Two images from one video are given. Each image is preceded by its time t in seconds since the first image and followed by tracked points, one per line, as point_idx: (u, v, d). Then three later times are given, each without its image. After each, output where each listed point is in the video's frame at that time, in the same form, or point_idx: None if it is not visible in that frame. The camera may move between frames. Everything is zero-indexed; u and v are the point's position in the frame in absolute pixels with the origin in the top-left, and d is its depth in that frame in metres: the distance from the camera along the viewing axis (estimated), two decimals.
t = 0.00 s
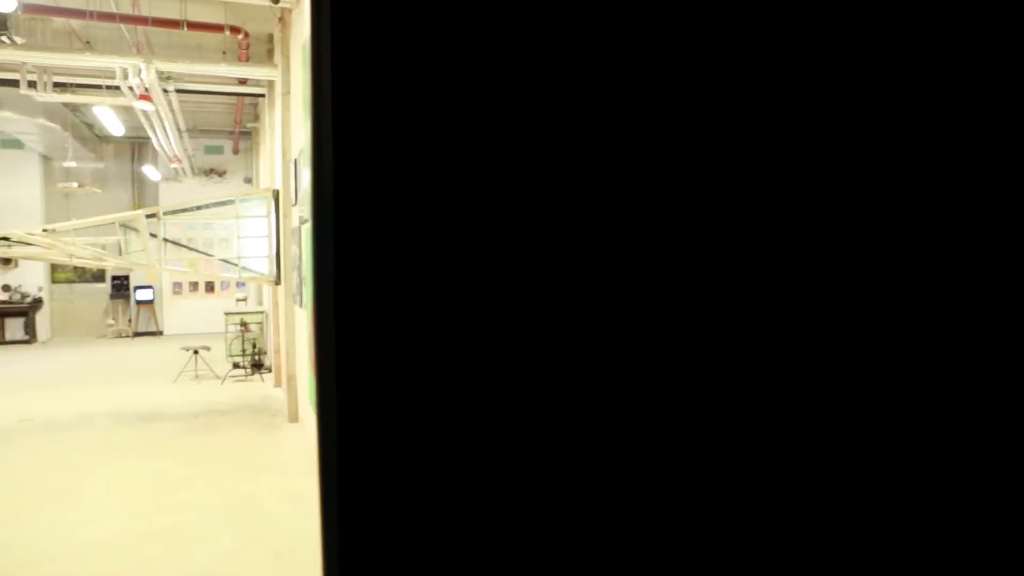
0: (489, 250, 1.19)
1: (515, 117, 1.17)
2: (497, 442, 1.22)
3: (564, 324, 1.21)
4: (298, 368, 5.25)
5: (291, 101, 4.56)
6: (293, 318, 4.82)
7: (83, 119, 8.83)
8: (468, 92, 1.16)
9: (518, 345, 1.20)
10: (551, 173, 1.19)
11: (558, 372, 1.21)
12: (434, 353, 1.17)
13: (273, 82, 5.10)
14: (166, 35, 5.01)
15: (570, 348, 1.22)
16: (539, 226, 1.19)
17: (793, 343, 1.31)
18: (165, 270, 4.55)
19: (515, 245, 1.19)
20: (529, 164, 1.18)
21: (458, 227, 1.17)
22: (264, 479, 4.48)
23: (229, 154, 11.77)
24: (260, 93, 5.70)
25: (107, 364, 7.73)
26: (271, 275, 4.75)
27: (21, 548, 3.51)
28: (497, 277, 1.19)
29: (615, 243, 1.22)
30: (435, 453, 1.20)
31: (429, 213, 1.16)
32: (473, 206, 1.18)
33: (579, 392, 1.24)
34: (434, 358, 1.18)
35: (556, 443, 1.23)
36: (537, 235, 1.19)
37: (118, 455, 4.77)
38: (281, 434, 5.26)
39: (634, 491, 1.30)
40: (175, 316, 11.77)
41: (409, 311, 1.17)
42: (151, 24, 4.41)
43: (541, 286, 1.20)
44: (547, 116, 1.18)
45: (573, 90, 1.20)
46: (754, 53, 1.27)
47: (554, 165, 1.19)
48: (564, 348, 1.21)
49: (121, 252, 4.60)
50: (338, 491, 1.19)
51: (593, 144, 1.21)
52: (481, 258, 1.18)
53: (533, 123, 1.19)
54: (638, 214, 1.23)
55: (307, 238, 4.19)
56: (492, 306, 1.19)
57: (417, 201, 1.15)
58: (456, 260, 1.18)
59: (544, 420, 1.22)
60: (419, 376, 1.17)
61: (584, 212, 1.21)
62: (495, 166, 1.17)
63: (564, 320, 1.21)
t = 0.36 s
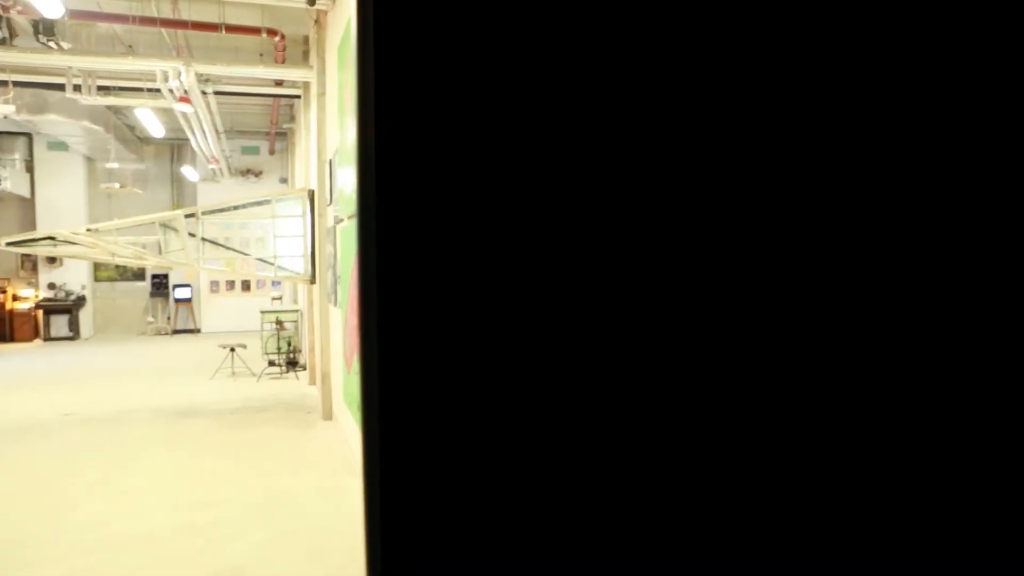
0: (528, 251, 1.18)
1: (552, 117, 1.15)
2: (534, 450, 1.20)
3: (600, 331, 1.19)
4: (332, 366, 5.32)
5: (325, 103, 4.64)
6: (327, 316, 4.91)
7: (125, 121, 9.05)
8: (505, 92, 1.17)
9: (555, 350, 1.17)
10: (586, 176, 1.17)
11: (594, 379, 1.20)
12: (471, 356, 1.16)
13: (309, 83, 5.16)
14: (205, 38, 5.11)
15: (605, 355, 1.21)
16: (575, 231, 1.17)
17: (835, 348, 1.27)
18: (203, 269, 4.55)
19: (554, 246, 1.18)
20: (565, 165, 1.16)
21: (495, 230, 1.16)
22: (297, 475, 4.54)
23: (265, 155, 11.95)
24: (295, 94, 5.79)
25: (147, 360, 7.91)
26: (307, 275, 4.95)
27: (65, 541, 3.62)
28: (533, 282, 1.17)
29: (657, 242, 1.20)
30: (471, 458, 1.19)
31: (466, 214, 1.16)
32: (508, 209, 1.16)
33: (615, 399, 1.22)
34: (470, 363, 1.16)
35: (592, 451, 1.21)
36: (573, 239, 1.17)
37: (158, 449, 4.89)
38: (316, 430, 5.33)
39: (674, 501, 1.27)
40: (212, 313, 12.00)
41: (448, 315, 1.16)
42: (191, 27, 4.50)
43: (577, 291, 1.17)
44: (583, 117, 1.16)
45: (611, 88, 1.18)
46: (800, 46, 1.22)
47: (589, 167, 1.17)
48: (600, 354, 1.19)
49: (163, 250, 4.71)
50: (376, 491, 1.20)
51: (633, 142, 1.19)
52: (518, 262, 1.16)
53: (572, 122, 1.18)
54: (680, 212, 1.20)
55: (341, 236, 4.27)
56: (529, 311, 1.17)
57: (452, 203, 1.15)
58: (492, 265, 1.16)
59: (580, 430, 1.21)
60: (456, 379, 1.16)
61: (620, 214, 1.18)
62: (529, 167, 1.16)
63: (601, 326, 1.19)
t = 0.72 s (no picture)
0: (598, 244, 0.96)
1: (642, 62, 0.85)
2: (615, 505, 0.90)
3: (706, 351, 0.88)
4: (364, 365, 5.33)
5: (359, 104, 4.67)
6: (360, 315, 4.94)
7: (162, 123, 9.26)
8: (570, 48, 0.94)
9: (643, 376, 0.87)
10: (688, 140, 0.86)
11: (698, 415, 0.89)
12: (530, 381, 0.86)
13: (342, 84, 5.20)
14: (240, 40, 5.18)
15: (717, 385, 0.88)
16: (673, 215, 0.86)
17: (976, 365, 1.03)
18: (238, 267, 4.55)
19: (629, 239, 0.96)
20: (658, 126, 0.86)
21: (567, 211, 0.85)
22: (328, 474, 4.56)
23: (298, 156, 12.11)
24: (328, 96, 5.84)
25: (183, 358, 8.06)
26: (339, 274, 5.01)
27: (101, 538, 3.67)
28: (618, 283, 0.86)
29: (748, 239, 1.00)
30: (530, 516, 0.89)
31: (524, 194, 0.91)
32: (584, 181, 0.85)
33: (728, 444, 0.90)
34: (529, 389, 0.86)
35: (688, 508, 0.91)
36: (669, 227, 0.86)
37: (192, 445, 4.95)
38: (347, 430, 5.33)
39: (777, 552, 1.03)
40: (246, 312, 12.16)
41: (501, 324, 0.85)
42: (227, 30, 4.57)
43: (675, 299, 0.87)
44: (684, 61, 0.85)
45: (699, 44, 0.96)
46: None
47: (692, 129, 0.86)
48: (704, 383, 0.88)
49: (198, 250, 4.75)
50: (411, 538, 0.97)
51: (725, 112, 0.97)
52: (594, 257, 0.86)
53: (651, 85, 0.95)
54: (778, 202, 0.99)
55: (374, 236, 4.32)
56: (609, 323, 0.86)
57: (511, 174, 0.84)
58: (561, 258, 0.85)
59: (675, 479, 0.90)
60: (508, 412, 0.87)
61: (734, 196, 0.87)
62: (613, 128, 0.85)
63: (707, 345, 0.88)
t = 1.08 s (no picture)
0: (620, 254, 1.10)
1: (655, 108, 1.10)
2: (631, 458, 1.13)
3: (701, 332, 1.12)
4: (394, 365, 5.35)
5: (390, 105, 4.73)
6: (391, 315, 4.96)
7: (196, 125, 9.44)
8: (601, 81, 1.09)
9: (654, 353, 1.12)
10: (688, 168, 1.11)
11: (695, 383, 1.13)
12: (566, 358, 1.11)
13: (373, 86, 5.25)
14: (273, 43, 5.26)
15: (707, 360, 1.13)
16: (676, 228, 1.11)
17: (956, 354, 1.17)
18: (271, 268, 4.59)
19: (648, 250, 1.11)
20: (665, 157, 1.11)
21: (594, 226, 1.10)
22: (358, 472, 4.60)
23: (330, 156, 12.24)
24: (360, 97, 5.90)
25: (217, 356, 8.19)
26: (370, 274, 5.01)
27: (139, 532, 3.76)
28: (630, 282, 1.11)
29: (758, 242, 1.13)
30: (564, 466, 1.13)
31: (558, 212, 1.09)
32: (606, 204, 1.10)
33: (719, 406, 1.14)
34: (566, 365, 1.11)
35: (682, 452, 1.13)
36: (674, 236, 1.11)
37: (226, 441, 5.04)
38: (379, 427, 5.41)
39: (778, 516, 1.17)
40: (279, 311, 12.29)
41: (540, 316, 1.10)
42: (261, 32, 4.64)
43: (677, 291, 1.12)
44: (686, 106, 1.11)
45: (708, 77, 1.11)
46: (906, 32, 1.15)
47: (691, 160, 1.11)
48: (701, 358, 1.13)
49: (232, 250, 4.80)
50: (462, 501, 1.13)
51: (730, 138, 1.12)
52: (616, 260, 1.10)
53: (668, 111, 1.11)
54: (780, 212, 1.13)
55: (405, 236, 4.38)
56: (626, 312, 1.11)
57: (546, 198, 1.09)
58: (591, 262, 1.10)
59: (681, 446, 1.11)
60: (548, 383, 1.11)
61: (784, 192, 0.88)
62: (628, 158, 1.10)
63: (703, 328, 1.12)
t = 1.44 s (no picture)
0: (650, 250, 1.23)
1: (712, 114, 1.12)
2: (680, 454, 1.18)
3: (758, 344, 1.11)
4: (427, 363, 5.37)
5: (423, 105, 4.77)
6: (424, 314, 5.00)
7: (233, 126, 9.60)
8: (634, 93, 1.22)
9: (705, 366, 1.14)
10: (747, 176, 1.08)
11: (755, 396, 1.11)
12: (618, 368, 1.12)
13: (406, 86, 5.30)
14: (309, 45, 5.34)
15: (745, 348, 1.27)
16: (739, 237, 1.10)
17: (973, 342, 1.28)
18: (306, 267, 4.63)
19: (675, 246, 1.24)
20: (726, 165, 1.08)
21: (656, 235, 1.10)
22: (392, 469, 4.64)
23: (363, 156, 12.37)
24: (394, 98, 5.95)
25: (253, 354, 8.32)
26: (404, 272, 5.04)
27: (178, 523, 3.86)
28: (670, 279, 1.24)
29: (767, 245, 1.25)
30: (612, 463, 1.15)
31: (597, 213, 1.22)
32: (643, 210, 1.23)
33: (746, 399, 1.26)
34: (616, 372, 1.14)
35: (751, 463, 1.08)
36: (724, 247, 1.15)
37: (262, 436, 5.14)
38: (412, 425, 5.44)
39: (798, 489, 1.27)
40: (313, 310, 12.41)
41: (573, 314, 1.26)
42: (296, 34, 4.71)
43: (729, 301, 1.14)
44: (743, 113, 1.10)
45: (719, 92, 1.24)
46: (944, 27, 1.27)
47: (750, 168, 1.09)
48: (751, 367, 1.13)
49: (269, 249, 4.88)
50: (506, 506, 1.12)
51: (752, 148, 1.24)
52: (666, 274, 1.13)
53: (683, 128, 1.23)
54: (795, 214, 1.25)
55: (438, 236, 4.41)
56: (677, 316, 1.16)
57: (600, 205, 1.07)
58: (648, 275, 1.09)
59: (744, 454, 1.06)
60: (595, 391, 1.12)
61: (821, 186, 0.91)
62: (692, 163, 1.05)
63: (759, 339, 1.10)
